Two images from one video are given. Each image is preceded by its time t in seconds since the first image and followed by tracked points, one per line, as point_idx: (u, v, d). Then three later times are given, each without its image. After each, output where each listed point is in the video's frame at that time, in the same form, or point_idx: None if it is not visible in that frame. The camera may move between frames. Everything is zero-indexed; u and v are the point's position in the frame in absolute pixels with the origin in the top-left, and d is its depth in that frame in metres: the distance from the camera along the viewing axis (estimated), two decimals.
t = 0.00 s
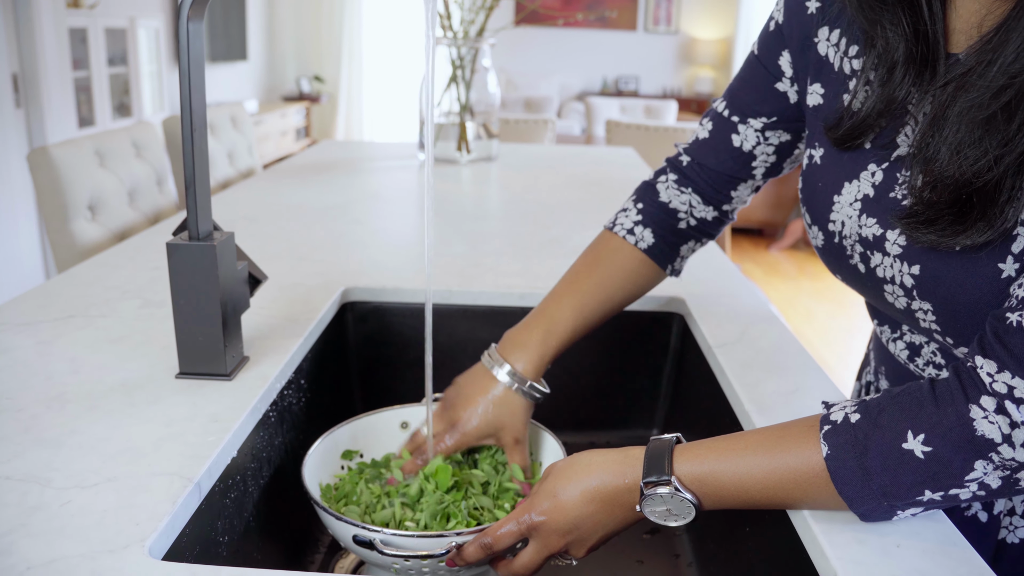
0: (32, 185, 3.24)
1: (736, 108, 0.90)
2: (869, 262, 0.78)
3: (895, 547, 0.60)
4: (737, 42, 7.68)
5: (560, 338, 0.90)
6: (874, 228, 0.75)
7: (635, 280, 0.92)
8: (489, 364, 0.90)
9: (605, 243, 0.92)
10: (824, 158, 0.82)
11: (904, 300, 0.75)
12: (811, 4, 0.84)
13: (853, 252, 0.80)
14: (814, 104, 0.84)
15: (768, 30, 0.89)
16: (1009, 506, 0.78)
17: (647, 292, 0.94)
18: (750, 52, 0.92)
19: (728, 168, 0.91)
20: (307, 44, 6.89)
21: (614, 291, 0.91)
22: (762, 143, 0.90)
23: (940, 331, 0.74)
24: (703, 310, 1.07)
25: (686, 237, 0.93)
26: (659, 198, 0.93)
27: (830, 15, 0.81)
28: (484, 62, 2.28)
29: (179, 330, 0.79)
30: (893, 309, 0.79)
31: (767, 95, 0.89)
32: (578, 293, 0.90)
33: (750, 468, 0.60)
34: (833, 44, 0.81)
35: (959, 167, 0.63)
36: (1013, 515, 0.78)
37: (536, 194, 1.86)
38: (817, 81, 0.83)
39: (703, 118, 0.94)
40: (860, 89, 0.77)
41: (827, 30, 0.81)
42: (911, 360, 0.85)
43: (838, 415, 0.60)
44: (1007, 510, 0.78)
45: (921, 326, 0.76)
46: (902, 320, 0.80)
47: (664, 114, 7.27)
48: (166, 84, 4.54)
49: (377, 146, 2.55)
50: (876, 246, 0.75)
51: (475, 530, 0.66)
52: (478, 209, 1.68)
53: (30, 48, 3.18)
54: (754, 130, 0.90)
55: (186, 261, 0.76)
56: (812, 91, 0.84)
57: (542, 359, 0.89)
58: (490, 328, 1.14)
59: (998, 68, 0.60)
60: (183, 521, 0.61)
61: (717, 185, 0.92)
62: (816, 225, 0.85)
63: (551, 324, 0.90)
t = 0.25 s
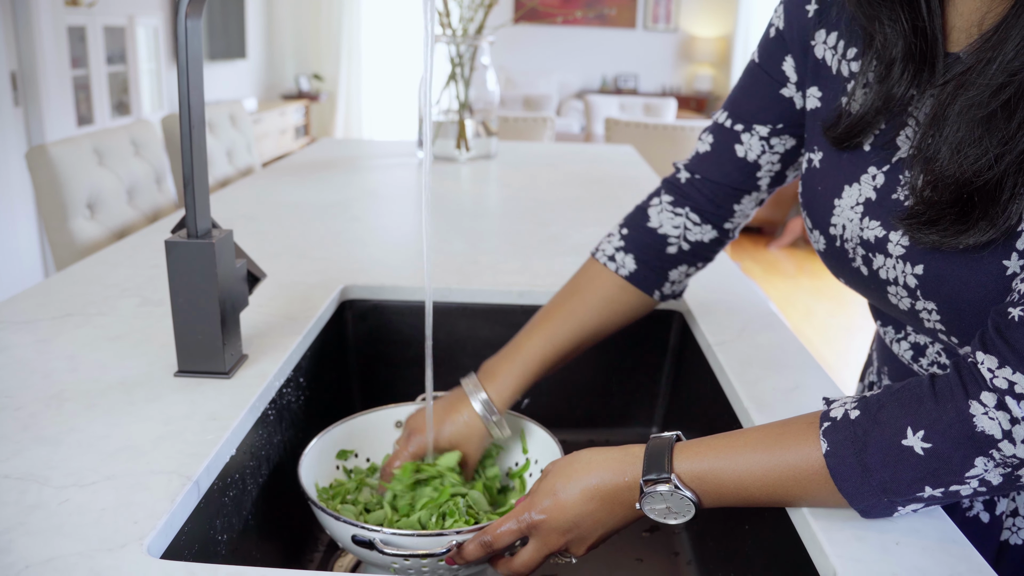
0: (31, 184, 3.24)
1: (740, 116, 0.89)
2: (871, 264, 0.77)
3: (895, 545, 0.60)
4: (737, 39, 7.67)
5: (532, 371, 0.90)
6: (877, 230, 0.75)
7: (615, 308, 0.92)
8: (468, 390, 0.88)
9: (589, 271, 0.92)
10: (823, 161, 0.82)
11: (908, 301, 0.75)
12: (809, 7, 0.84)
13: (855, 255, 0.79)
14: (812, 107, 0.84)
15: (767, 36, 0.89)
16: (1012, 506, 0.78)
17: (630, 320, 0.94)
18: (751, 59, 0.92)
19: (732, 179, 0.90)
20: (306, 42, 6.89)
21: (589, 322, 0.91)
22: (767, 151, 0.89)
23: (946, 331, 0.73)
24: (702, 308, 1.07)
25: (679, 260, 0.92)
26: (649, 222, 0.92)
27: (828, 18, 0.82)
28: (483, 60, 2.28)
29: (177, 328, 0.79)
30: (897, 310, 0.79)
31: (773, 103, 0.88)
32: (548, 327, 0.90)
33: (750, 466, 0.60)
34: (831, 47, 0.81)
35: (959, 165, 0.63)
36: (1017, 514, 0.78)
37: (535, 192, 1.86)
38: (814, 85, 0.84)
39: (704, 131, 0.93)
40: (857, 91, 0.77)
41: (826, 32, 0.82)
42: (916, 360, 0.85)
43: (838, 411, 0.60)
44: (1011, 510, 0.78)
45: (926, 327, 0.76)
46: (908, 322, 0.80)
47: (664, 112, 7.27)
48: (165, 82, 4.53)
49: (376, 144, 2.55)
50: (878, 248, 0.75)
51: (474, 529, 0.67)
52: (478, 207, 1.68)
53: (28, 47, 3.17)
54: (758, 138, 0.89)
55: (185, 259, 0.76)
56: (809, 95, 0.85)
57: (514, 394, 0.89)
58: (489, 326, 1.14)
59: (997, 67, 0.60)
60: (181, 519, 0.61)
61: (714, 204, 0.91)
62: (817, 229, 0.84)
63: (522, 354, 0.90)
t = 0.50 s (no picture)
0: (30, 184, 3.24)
1: (734, 110, 0.90)
2: (869, 263, 0.77)
3: (893, 543, 0.60)
4: (736, 39, 7.67)
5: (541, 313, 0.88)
6: (875, 229, 0.75)
7: (629, 275, 0.91)
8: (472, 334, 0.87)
9: (604, 233, 0.92)
10: (822, 159, 0.82)
11: (906, 300, 0.75)
12: (807, 4, 0.84)
13: (853, 254, 0.80)
14: (811, 105, 0.84)
15: (766, 33, 0.89)
16: (1012, 507, 0.78)
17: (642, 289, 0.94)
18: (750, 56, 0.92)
19: (723, 171, 0.91)
20: (305, 42, 6.88)
21: (600, 282, 0.90)
22: (758, 144, 0.90)
23: (943, 331, 0.73)
24: (701, 307, 1.07)
25: (683, 233, 0.93)
26: (654, 194, 0.93)
27: (827, 15, 0.82)
28: (482, 59, 2.27)
29: (176, 327, 0.79)
30: (895, 310, 0.79)
31: (765, 99, 0.89)
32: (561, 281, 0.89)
33: (748, 465, 0.60)
34: (830, 45, 0.81)
35: (959, 166, 0.63)
36: (1017, 516, 0.78)
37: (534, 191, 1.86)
38: (814, 82, 0.84)
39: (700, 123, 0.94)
40: (858, 89, 0.78)
41: (824, 30, 0.82)
42: (914, 359, 0.85)
43: (836, 411, 0.60)
44: (1010, 511, 0.78)
45: (924, 327, 0.76)
46: (905, 321, 0.80)
47: (663, 111, 7.27)
48: (164, 82, 4.53)
49: (376, 144, 2.54)
50: (877, 247, 0.75)
51: (472, 528, 0.67)
52: (477, 206, 1.68)
53: (27, 47, 3.17)
54: (750, 132, 0.90)
55: (183, 259, 0.76)
56: (809, 93, 0.85)
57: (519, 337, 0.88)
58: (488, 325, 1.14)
59: (996, 67, 0.61)
60: (179, 519, 0.61)
61: (710, 188, 0.92)
62: (816, 227, 0.84)
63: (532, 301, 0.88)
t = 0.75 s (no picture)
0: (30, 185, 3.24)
1: (736, 117, 0.89)
2: (866, 265, 0.77)
3: (893, 544, 0.60)
4: (735, 40, 7.68)
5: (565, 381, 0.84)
6: (873, 231, 0.75)
7: (637, 314, 0.89)
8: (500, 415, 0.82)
9: (602, 276, 0.90)
10: (818, 160, 0.82)
11: (903, 302, 0.75)
12: (803, 5, 0.84)
13: (849, 256, 0.80)
14: (806, 106, 0.85)
15: (761, 34, 0.89)
16: (1008, 506, 0.78)
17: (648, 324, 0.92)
18: (745, 57, 0.92)
19: (733, 182, 0.90)
20: (304, 43, 6.89)
21: (613, 332, 0.87)
22: (765, 152, 0.89)
23: (941, 333, 0.73)
24: (700, 308, 1.07)
25: (691, 265, 0.91)
26: (660, 227, 0.90)
27: (823, 16, 0.82)
28: (481, 60, 2.28)
29: (175, 329, 0.79)
30: (892, 312, 0.79)
31: (767, 104, 0.88)
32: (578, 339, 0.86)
33: (747, 467, 0.60)
34: (826, 46, 0.82)
35: (953, 165, 0.63)
36: (1012, 515, 0.78)
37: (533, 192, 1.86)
38: (810, 85, 0.84)
39: (701, 133, 0.92)
40: (852, 90, 0.77)
41: (821, 31, 0.82)
42: (912, 360, 0.85)
43: (835, 413, 0.60)
44: (1006, 510, 0.78)
45: (921, 329, 0.76)
46: (903, 322, 0.80)
47: (662, 112, 7.27)
48: (163, 83, 4.53)
49: (375, 145, 2.54)
50: (874, 250, 0.75)
51: (471, 530, 0.67)
52: (476, 207, 1.68)
53: (26, 47, 3.17)
54: (756, 140, 0.89)
55: (182, 260, 0.76)
56: (804, 94, 0.85)
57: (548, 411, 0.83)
58: (487, 326, 1.14)
59: (983, 62, 0.61)
60: (179, 521, 0.61)
61: (720, 207, 0.90)
62: (812, 229, 0.85)
63: (551, 371, 0.84)
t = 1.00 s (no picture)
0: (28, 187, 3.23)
1: (729, 113, 0.91)
2: (864, 265, 0.77)
3: (890, 546, 0.60)
4: (733, 42, 7.69)
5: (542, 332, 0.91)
6: (871, 232, 0.75)
7: (627, 283, 0.93)
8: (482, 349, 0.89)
9: (599, 242, 0.94)
10: (818, 161, 0.82)
11: (900, 303, 0.75)
12: (803, 5, 0.84)
13: (847, 256, 0.80)
14: (806, 107, 0.85)
15: (760, 34, 0.90)
16: (1007, 510, 0.78)
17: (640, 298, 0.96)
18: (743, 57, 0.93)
19: (722, 174, 0.92)
20: (303, 45, 6.89)
21: (603, 296, 0.92)
22: (754, 147, 0.91)
23: (937, 334, 0.73)
24: (697, 309, 1.08)
25: (681, 241, 0.94)
26: (653, 200, 0.95)
27: (824, 16, 0.82)
28: (479, 62, 2.28)
29: (173, 331, 0.79)
30: (889, 313, 0.79)
31: (761, 101, 0.89)
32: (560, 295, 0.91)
33: (742, 467, 0.60)
34: (827, 46, 0.82)
35: (956, 160, 0.63)
36: (1011, 518, 0.78)
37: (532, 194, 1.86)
38: (810, 85, 0.84)
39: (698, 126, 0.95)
40: (854, 90, 0.77)
41: (821, 32, 0.82)
42: (909, 362, 0.85)
43: (829, 414, 0.60)
44: (1005, 513, 0.78)
45: (918, 330, 0.76)
46: (900, 324, 0.80)
47: (660, 114, 7.28)
48: (162, 85, 4.53)
49: (373, 146, 2.54)
50: (872, 250, 0.75)
51: (467, 529, 0.66)
52: (475, 209, 1.68)
53: (25, 49, 3.17)
54: (746, 135, 0.90)
55: (181, 262, 0.76)
56: (804, 95, 0.85)
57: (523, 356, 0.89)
58: (485, 328, 1.14)
59: (982, 55, 0.61)
60: (177, 521, 0.61)
61: (707, 192, 0.93)
62: (811, 229, 0.85)
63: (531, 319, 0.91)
